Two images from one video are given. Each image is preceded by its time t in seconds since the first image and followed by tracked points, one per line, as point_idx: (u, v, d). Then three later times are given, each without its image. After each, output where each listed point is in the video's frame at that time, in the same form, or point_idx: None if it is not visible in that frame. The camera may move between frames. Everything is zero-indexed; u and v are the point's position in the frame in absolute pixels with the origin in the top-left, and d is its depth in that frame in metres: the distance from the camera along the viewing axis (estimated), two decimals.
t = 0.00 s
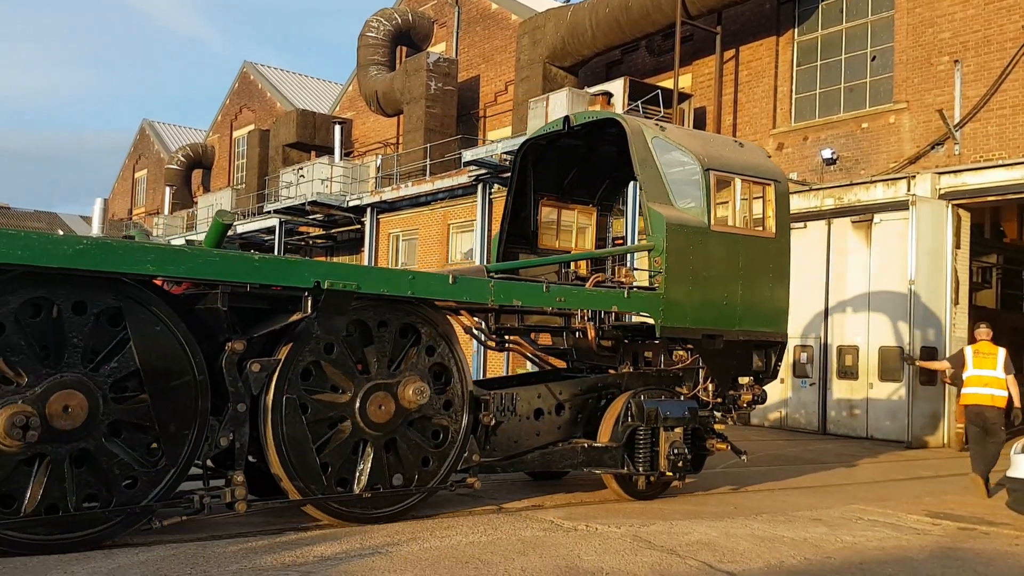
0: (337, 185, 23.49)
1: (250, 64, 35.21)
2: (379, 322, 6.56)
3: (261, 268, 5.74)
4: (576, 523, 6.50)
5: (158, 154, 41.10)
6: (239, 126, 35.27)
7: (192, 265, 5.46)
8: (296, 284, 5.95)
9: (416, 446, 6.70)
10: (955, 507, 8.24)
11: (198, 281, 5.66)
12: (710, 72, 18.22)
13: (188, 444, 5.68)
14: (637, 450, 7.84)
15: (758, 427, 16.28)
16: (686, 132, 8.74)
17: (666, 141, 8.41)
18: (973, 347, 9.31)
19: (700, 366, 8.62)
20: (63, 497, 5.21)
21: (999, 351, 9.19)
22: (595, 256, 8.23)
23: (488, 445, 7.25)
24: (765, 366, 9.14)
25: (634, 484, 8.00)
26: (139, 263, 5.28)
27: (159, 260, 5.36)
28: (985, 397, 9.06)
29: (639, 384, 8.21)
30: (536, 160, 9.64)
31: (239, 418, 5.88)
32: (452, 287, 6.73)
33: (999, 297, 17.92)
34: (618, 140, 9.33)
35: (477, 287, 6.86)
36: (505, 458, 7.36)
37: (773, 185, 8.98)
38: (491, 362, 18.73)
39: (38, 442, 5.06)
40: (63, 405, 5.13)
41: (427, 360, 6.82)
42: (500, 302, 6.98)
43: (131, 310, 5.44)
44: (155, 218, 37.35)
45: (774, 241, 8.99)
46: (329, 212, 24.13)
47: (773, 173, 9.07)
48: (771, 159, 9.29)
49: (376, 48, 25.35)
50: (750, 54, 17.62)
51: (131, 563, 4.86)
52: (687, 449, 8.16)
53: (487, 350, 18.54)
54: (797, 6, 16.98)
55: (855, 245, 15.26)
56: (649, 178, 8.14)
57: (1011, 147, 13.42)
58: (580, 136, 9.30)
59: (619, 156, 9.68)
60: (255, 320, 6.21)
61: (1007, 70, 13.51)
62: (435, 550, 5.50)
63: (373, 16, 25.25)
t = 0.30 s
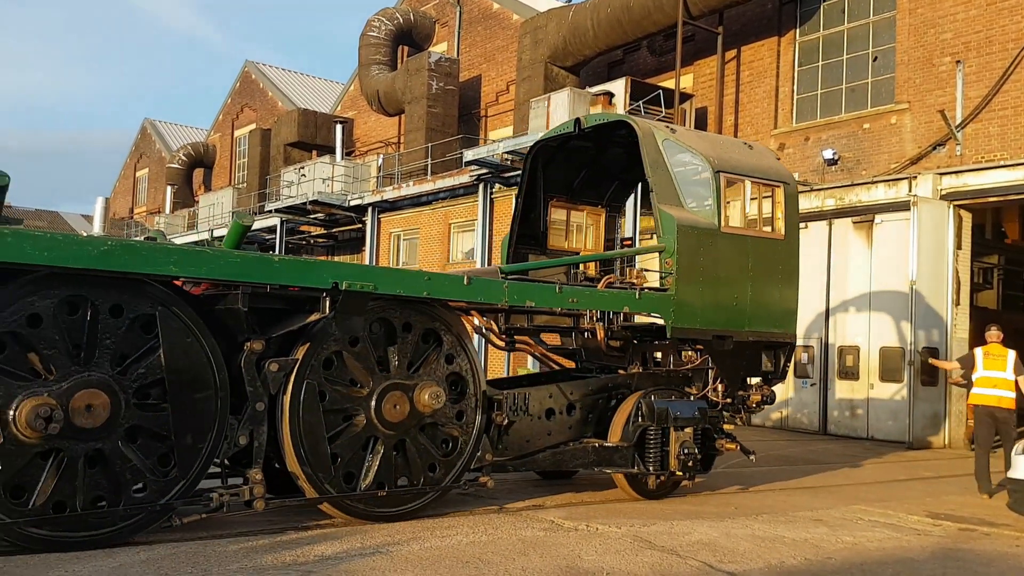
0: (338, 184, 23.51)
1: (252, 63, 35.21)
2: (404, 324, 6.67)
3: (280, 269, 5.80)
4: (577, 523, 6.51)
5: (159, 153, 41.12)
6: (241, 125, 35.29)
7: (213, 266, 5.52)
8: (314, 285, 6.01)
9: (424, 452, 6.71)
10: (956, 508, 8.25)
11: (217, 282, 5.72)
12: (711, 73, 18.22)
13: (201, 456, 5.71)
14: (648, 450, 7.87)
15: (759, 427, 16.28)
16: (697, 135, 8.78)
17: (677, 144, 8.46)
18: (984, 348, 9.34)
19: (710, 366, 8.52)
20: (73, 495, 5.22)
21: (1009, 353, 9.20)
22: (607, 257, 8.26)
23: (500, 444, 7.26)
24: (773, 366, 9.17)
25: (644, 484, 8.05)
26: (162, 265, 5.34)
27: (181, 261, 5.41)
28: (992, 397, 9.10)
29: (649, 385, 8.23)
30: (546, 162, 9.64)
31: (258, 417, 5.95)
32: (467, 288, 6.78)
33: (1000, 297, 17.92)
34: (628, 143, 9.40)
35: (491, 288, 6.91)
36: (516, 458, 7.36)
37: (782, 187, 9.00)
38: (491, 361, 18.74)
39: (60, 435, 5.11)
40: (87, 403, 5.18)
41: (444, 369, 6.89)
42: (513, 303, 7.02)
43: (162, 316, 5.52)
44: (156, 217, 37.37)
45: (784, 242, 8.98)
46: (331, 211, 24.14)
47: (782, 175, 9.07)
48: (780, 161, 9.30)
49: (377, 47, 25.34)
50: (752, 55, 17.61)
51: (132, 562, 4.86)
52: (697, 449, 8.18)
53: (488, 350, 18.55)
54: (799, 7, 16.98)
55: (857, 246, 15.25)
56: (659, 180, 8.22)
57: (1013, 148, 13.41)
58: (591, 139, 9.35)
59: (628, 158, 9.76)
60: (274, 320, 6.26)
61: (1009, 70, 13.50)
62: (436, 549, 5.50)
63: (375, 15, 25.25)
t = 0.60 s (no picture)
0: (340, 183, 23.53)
1: (253, 62, 35.20)
2: (428, 328, 6.77)
3: (298, 270, 5.83)
4: (577, 523, 6.50)
5: (160, 152, 41.11)
6: (242, 124, 35.30)
7: (234, 267, 5.55)
8: (331, 286, 6.04)
9: (431, 456, 6.72)
10: (956, 509, 8.25)
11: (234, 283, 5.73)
12: (712, 72, 18.21)
13: (212, 467, 5.72)
14: (657, 450, 7.91)
15: (760, 428, 16.27)
16: (707, 137, 8.73)
17: (687, 146, 8.44)
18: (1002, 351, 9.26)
19: (718, 366, 8.51)
20: (83, 491, 5.24)
21: None
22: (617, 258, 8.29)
23: (511, 444, 7.30)
24: (783, 367, 9.16)
25: (655, 482, 8.10)
26: (183, 266, 5.38)
27: (202, 262, 5.45)
28: (1007, 400, 9.07)
29: (658, 385, 8.29)
30: (555, 164, 9.63)
31: (275, 415, 6.00)
32: (481, 288, 6.79)
33: (1001, 298, 17.92)
34: (637, 144, 9.40)
35: (505, 289, 6.92)
36: (526, 457, 7.41)
37: (791, 188, 9.00)
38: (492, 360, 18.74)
39: (82, 430, 5.18)
40: (109, 402, 5.24)
41: (460, 376, 6.96)
42: (527, 303, 7.02)
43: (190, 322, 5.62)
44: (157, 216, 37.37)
45: (792, 243, 8.99)
46: (331, 211, 24.13)
47: (791, 176, 9.06)
48: (789, 162, 9.29)
49: (378, 46, 25.32)
50: (753, 55, 17.61)
51: (132, 560, 4.86)
52: (707, 448, 8.21)
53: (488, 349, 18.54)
54: (800, 7, 16.97)
55: (857, 246, 15.27)
56: (670, 182, 8.24)
57: (1014, 148, 13.40)
58: (600, 140, 9.35)
59: (637, 160, 9.75)
60: (291, 320, 6.32)
61: (1011, 71, 13.49)
62: (436, 548, 5.50)
63: (376, 14, 25.24)
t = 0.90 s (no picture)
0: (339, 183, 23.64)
1: (253, 62, 35.19)
2: (447, 332, 6.84)
3: (314, 271, 5.86)
4: (576, 523, 6.50)
5: (160, 151, 41.11)
6: (241, 124, 35.30)
7: (252, 269, 5.57)
8: (346, 287, 6.06)
9: (438, 459, 6.70)
10: (955, 509, 8.25)
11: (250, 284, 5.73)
12: (712, 73, 18.22)
13: (221, 476, 5.73)
14: (666, 451, 7.85)
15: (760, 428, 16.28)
16: (714, 139, 8.77)
17: (695, 148, 8.44)
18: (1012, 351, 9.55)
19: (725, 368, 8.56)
20: (91, 489, 5.23)
21: None
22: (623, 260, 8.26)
23: (522, 443, 7.37)
24: (789, 367, 9.25)
25: (663, 482, 8.08)
26: (201, 267, 5.40)
27: (221, 264, 5.47)
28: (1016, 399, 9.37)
29: (666, 385, 8.28)
30: (562, 165, 9.65)
31: (289, 415, 5.98)
32: (492, 290, 6.80)
33: (1001, 299, 17.94)
34: (643, 146, 9.40)
35: (517, 291, 6.93)
36: (536, 457, 7.48)
37: (798, 191, 9.02)
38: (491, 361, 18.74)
39: (101, 427, 5.21)
40: (129, 402, 5.27)
41: (474, 384, 6.99)
42: (538, 304, 7.02)
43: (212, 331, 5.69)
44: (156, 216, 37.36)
45: (799, 244, 9.00)
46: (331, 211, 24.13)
47: (798, 179, 9.08)
48: (796, 165, 9.30)
49: (378, 46, 25.31)
50: (753, 55, 17.62)
51: (132, 560, 4.86)
52: (714, 448, 8.18)
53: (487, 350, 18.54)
54: (800, 7, 16.98)
55: (857, 246, 15.26)
56: (678, 184, 8.21)
57: (1013, 149, 13.41)
58: (607, 142, 9.38)
59: (643, 161, 9.75)
60: (307, 320, 6.38)
61: (1010, 72, 13.50)
62: (436, 548, 5.50)
63: (376, 15, 25.24)
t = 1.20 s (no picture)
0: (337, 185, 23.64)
1: (251, 63, 35.18)
2: (465, 338, 6.91)
3: (330, 274, 5.90)
4: (576, 524, 6.51)
5: (158, 153, 41.10)
6: (240, 125, 35.28)
7: (269, 273, 5.61)
8: (361, 290, 6.09)
9: (442, 463, 6.69)
10: (953, 510, 8.26)
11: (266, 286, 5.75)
12: (711, 74, 18.23)
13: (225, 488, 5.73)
14: (673, 450, 7.87)
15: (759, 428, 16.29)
16: (720, 142, 8.78)
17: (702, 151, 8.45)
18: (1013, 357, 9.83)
19: (732, 368, 8.54)
20: (97, 486, 5.21)
21: None
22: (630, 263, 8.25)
23: (531, 443, 7.34)
24: (795, 369, 9.23)
25: (672, 483, 8.10)
26: (218, 270, 5.43)
27: (239, 267, 5.50)
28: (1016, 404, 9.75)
29: (673, 386, 8.25)
30: (569, 166, 9.68)
31: (304, 417, 6.02)
32: (503, 292, 6.84)
33: (999, 299, 17.96)
34: (649, 148, 9.40)
35: (528, 293, 6.97)
36: (546, 457, 7.47)
37: (804, 193, 9.03)
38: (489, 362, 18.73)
39: (120, 426, 5.25)
40: (147, 404, 5.30)
41: (485, 393, 7.00)
42: (548, 306, 7.06)
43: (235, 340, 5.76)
44: (154, 218, 37.32)
45: (806, 246, 9.01)
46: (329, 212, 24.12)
47: (804, 181, 9.09)
48: (802, 167, 9.31)
49: (377, 48, 25.31)
50: (751, 56, 17.63)
51: (131, 562, 4.86)
52: (721, 449, 8.16)
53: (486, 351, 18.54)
54: (798, 8, 17.00)
55: (855, 246, 15.29)
56: (686, 187, 8.25)
57: (1011, 150, 13.43)
58: (613, 145, 9.42)
59: (649, 163, 9.75)
60: (320, 322, 6.38)
61: (1008, 72, 13.52)
62: (435, 549, 5.51)
63: (374, 16, 25.24)
